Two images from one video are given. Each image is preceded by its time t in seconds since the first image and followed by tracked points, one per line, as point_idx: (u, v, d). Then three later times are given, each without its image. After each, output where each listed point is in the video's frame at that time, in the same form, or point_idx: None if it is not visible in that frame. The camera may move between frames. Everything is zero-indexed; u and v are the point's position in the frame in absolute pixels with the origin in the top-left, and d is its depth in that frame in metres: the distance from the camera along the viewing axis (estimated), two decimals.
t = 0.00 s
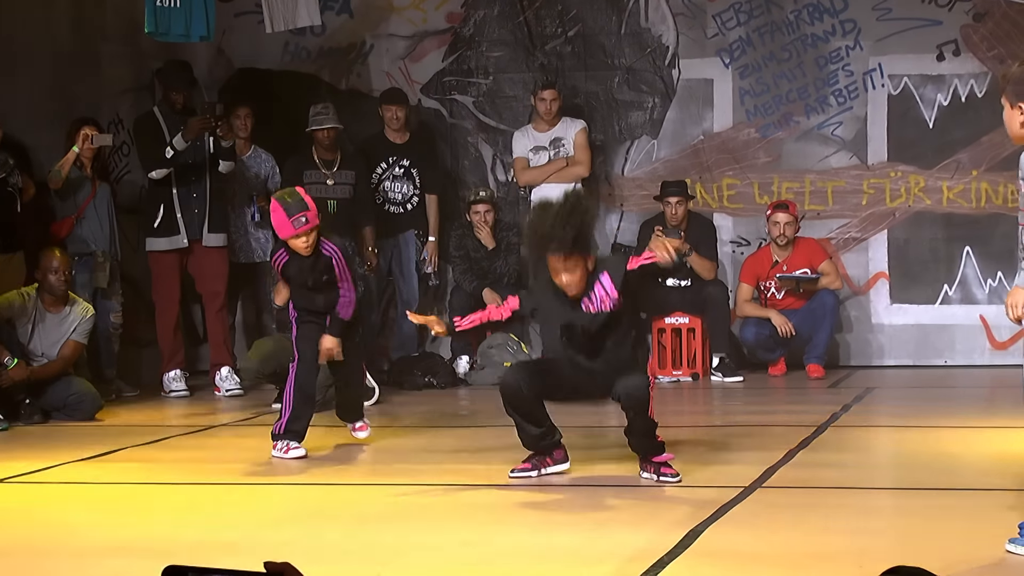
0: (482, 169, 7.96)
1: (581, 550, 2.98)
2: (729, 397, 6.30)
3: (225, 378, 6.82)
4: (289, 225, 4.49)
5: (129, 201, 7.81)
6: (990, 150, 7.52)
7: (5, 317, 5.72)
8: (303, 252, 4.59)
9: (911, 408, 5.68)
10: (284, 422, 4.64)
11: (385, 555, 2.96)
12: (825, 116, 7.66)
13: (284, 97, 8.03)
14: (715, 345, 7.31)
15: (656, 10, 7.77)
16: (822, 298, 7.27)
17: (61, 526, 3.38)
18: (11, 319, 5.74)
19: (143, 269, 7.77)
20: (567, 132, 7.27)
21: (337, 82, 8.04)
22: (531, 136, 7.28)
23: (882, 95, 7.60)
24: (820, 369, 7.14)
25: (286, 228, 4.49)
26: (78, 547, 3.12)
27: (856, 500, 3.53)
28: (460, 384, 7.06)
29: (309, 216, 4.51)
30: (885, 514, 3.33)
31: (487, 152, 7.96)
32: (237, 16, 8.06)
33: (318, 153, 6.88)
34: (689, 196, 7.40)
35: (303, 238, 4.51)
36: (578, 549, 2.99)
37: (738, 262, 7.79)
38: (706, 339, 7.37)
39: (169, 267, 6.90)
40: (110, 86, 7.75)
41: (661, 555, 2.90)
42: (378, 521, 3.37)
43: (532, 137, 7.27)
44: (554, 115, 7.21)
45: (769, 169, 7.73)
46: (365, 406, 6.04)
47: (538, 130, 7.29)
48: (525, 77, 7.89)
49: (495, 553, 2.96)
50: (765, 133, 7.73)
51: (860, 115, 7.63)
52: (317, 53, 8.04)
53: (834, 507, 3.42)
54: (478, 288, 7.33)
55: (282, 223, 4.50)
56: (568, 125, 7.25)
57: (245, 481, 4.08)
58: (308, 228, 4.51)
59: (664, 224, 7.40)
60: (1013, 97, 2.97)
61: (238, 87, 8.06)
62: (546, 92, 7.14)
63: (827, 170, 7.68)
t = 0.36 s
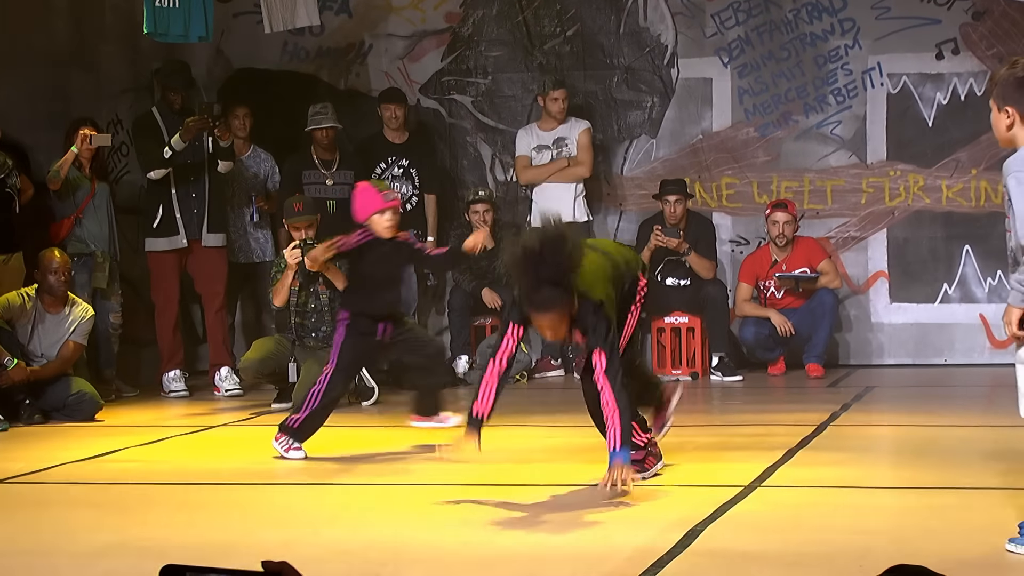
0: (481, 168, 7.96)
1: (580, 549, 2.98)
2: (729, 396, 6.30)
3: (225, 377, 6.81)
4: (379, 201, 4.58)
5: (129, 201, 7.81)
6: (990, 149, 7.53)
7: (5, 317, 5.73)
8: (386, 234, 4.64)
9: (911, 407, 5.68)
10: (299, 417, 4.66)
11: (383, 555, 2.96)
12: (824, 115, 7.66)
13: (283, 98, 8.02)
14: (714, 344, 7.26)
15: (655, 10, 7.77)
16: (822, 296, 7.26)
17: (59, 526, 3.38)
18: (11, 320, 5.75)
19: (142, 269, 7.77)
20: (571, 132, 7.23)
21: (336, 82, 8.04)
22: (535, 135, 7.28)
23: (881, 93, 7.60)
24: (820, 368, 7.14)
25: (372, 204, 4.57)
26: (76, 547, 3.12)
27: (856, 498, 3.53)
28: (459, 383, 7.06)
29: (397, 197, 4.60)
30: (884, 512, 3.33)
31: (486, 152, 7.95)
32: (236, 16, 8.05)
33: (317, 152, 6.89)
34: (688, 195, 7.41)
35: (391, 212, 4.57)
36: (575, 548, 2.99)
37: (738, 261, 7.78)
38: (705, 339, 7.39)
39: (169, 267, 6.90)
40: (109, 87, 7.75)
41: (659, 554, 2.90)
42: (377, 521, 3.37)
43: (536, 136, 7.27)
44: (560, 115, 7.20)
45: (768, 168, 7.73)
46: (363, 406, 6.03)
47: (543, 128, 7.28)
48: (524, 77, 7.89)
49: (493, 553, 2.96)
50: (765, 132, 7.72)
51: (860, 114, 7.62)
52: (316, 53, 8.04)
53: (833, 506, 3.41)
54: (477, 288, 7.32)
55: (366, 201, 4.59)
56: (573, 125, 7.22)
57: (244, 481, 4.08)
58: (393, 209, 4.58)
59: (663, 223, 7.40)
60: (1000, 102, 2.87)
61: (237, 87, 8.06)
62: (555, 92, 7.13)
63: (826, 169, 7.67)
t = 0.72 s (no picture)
0: (480, 167, 7.95)
1: (578, 549, 2.97)
2: (728, 395, 6.30)
3: (225, 376, 6.82)
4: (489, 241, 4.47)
5: (128, 200, 7.81)
6: (988, 148, 7.53)
7: (5, 316, 5.76)
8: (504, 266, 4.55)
9: (911, 406, 5.68)
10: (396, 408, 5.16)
11: (383, 554, 2.96)
12: (823, 114, 7.66)
13: (282, 97, 8.02)
14: (714, 343, 7.29)
15: (654, 9, 7.77)
16: (821, 295, 7.26)
17: (57, 526, 3.38)
18: (10, 319, 5.77)
19: (141, 269, 7.77)
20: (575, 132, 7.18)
21: (336, 81, 8.04)
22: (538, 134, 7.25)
23: (880, 93, 7.60)
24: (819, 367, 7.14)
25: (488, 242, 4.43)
26: (73, 547, 3.11)
27: (855, 497, 3.53)
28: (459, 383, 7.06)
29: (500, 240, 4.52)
30: (882, 511, 3.33)
31: (485, 151, 7.95)
32: (234, 15, 8.05)
33: (318, 151, 6.88)
34: (687, 194, 7.42)
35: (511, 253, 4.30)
36: (575, 547, 2.99)
37: (737, 260, 7.79)
38: (705, 339, 7.35)
39: (168, 266, 6.89)
40: (108, 86, 7.75)
41: (659, 552, 2.90)
42: (375, 521, 3.37)
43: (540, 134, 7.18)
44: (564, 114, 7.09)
45: (767, 167, 7.73)
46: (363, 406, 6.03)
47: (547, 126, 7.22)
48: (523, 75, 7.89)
49: (490, 552, 2.96)
50: (764, 131, 7.72)
51: (859, 113, 7.62)
52: (316, 52, 8.03)
53: (832, 505, 3.42)
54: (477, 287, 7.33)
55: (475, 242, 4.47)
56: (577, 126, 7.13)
57: (242, 481, 4.07)
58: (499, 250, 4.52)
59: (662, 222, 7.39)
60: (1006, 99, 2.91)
61: (236, 85, 8.05)
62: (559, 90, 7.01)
63: (826, 168, 7.68)
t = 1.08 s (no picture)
0: (479, 166, 7.95)
1: (577, 548, 2.97)
2: (727, 395, 6.30)
3: (224, 375, 6.83)
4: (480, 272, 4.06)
5: (128, 199, 7.81)
6: (987, 148, 7.53)
7: (5, 315, 5.73)
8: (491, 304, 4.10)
9: (910, 406, 5.67)
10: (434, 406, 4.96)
11: (382, 553, 2.96)
12: (823, 113, 7.66)
13: (282, 96, 8.01)
14: (714, 342, 7.27)
15: (653, 8, 7.77)
16: (821, 295, 7.26)
17: (56, 525, 3.37)
18: (9, 318, 5.74)
19: (141, 268, 7.76)
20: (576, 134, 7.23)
21: (335, 80, 8.04)
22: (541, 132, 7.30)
23: (880, 92, 7.60)
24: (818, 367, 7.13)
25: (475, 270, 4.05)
26: (71, 546, 3.10)
27: (854, 497, 3.53)
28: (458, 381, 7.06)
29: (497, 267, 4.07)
30: (881, 511, 3.32)
31: (484, 151, 7.95)
32: (234, 14, 8.05)
33: (319, 150, 6.88)
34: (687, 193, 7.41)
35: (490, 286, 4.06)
36: (574, 547, 2.99)
37: (736, 260, 7.79)
38: (704, 338, 7.35)
39: (168, 265, 6.89)
40: (107, 84, 7.74)
41: (658, 552, 2.90)
42: (373, 520, 3.36)
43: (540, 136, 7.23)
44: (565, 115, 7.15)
45: (767, 166, 7.73)
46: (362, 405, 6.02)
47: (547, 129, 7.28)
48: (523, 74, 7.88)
49: (490, 551, 2.95)
50: (764, 130, 7.72)
51: (858, 113, 7.62)
52: (315, 51, 8.03)
53: (831, 505, 3.41)
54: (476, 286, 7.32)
55: (471, 267, 4.07)
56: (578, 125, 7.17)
57: (240, 480, 4.06)
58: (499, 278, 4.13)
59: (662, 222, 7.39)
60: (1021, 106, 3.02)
61: (236, 84, 8.04)
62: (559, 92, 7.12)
63: (825, 167, 7.67)
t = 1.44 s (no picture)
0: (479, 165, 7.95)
1: (577, 548, 2.97)
2: (727, 394, 6.30)
3: (224, 374, 6.82)
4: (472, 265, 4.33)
5: (128, 198, 7.80)
6: (987, 148, 7.53)
7: (4, 313, 5.73)
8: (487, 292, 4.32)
9: (910, 405, 5.67)
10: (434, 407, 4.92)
11: (382, 552, 2.96)
12: (823, 113, 7.66)
13: (282, 95, 8.01)
14: (713, 342, 7.32)
15: (653, 7, 7.77)
16: (821, 295, 7.27)
17: (56, 523, 3.38)
18: (9, 316, 5.75)
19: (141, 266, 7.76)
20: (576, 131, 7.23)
21: (335, 79, 8.03)
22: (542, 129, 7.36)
23: (880, 92, 7.60)
24: (818, 367, 7.13)
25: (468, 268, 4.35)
26: (71, 544, 3.11)
27: (854, 496, 3.54)
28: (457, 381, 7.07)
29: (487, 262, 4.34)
30: (881, 511, 3.32)
31: (484, 149, 7.95)
32: (234, 13, 8.05)
33: (319, 148, 6.87)
34: (687, 193, 7.40)
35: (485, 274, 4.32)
36: (574, 546, 2.98)
37: (736, 259, 7.79)
38: (704, 338, 7.34)
39: (167, 263, 6.90)
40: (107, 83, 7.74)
41: (658, 551, 2.90)
42: (373, 519, 3.36)
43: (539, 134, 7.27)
44: (562, 111, 7.17)
45: (767, 166, 7.73)
46: (362, 404, 6.02)
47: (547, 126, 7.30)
48: (523, 73, 7.87)
49: (490, 551, 2.95)
50: (763, 129, 7.73)
51: (858, 112, 7.62)
52: (315, 50, 8.03)
53: (831, 504, 3.42)
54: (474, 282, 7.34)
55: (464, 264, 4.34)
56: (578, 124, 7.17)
57: (240, 479, 4.06)
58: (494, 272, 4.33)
59: (661, 221, 7.39)
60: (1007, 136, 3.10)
61: (236, 83, 8.04)
62: (552, 89, 7.14)
63: (825, 167, 7.68)
